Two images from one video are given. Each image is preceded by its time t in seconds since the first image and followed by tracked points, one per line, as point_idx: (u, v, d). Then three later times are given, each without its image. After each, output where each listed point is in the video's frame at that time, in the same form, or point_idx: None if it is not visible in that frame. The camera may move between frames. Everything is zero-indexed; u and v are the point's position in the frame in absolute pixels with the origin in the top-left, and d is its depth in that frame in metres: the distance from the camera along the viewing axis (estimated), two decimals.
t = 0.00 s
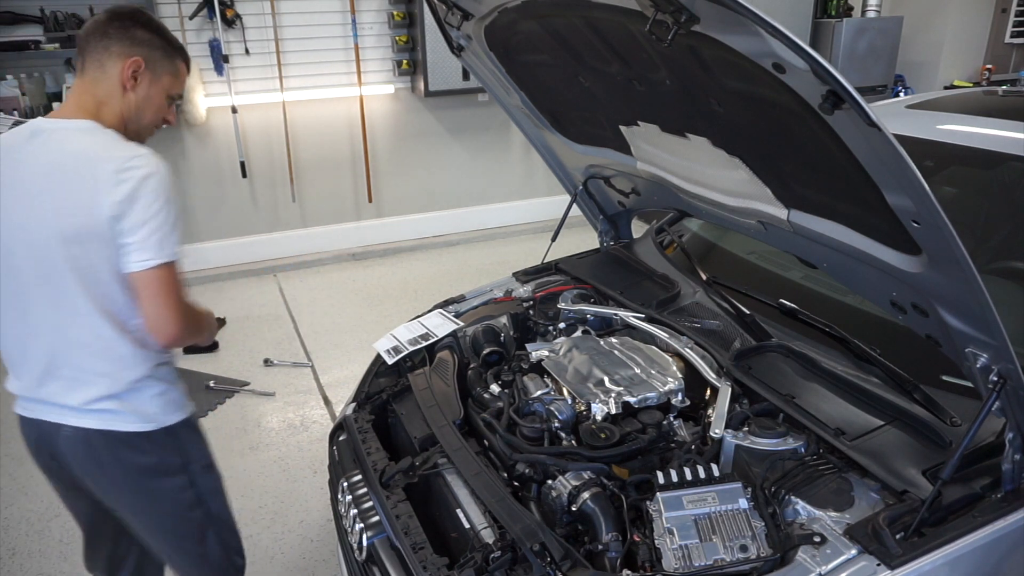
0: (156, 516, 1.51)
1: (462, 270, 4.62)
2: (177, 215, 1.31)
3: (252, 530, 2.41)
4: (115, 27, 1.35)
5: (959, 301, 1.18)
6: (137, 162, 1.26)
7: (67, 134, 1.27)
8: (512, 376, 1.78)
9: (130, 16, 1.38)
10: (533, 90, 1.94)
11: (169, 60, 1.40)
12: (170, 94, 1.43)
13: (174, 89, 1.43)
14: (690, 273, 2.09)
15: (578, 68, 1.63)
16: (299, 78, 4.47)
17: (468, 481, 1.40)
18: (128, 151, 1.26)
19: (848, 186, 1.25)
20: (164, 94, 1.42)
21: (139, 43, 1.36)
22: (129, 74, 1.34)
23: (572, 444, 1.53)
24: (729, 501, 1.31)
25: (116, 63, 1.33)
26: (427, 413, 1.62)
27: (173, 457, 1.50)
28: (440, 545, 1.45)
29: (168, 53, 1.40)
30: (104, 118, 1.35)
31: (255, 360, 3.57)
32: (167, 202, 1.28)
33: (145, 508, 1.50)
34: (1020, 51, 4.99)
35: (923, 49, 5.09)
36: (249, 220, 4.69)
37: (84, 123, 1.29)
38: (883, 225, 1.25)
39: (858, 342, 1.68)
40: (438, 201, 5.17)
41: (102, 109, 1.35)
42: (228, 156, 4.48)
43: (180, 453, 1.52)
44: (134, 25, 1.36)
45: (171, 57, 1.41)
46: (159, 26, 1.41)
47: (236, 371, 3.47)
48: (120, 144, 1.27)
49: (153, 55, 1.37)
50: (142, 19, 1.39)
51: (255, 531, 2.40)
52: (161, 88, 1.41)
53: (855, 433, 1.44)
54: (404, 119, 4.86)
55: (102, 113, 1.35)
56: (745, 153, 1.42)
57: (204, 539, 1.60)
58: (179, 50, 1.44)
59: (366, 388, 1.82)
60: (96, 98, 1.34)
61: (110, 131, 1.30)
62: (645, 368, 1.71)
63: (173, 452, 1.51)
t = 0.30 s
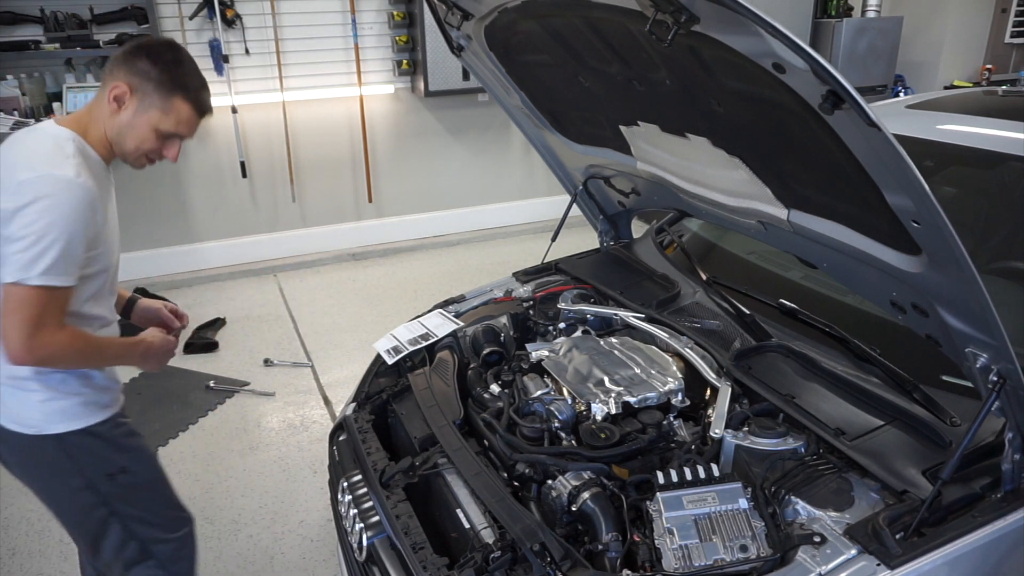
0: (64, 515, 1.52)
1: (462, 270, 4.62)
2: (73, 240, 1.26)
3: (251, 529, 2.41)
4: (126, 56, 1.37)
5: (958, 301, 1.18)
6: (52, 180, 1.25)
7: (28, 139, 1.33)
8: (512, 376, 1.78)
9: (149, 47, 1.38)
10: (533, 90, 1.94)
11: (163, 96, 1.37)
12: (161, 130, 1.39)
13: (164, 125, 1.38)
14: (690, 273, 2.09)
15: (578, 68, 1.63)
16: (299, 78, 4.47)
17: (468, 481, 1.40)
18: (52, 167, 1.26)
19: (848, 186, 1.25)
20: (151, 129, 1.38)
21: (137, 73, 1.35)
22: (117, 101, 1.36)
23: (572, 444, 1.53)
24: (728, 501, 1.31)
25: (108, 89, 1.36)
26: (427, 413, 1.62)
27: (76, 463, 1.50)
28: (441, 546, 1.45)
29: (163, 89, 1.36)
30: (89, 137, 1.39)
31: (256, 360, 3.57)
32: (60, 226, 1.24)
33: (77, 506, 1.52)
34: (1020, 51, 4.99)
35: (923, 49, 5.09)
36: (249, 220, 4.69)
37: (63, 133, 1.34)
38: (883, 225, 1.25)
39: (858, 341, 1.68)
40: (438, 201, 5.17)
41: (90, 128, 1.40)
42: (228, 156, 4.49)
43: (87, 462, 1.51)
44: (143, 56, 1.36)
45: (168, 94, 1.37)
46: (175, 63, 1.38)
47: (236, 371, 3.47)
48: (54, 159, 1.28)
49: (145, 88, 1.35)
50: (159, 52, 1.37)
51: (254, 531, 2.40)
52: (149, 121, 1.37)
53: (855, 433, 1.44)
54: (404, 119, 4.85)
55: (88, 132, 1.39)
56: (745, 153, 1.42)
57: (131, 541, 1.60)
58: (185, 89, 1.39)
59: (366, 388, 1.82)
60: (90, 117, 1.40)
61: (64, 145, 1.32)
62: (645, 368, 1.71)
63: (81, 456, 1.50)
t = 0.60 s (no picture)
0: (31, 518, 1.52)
1: (462, 270, 4.62)
2: (25, 281, 1.23)
3: (250, 530, 2.40)
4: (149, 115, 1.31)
5: (958, 301, 1.18)
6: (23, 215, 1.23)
7: (32, 167, 1.34)
8: (512, 376, 1.78)
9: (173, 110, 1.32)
10: (533, 90, 1.94)
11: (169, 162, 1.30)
12: (162, 195, 1.33)
13: (164, 190, 1.32)
14: (690, 273, 2.09)
15: (578, 68, 1.63)
16: (299, 78, 4.47)
17: (468, 481, 1.40)
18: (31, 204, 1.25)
19: (848, 187, 1.25)
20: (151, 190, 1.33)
21: (152, 135, 1.30)
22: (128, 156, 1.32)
23: (572, 444, 1.53)
24: (729, 501, 1.31)
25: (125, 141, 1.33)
26: (427, 413, 1.62)
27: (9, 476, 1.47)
28: (441, 546, 1.45)
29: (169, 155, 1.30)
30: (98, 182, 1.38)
31: (256, 360, 3.57)
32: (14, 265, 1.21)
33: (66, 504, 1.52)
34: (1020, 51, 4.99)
35: (923, 49, 5.09)
36: (249, 220, 4.69)
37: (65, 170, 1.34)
38: (883, 225, 1.25)
39: (858, 341, 1.68)
40: (438, 201, 5.17)
41: (105, 177, 1.38)
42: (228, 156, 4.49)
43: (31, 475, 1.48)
44: (160, 117, 1.30)
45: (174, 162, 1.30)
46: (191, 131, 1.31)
47: (237, 371, 3.47)
48: (36, 195, 1.27)
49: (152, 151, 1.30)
50: (177, 116, 1.30)
51: (254, 531, 2.40)
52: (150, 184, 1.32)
53: (855, 433, 1.44)
54: (404, 119, 4.86)
55: (99, 175, 1.38)
56: (745, 153, 1.42)
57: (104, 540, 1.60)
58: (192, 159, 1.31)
59: (366, 388, 1.82)
60: (108, 162, 1.38)
61: (57, 182, 1.31)
62: (645, 368, 1.71)
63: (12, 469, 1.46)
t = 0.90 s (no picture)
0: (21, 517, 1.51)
1: (462, 270, 4.61)
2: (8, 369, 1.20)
3: (249, 530, 2.40)
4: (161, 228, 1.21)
5: (959, 301, 1.18)
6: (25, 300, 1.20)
7: (48, 234, 1.31)
8: (512, 376, 1.78)
9: (187, 222, 1.21)
10: (533, 90, 1.94)
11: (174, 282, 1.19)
12: (165, 307, 1.24)
13: (166, 303, 1.23)
14: (690, 274, 2.09)
15: (578, 67, 1.63)
16: (299, 78, 4.47)
17: (468, 481, 1.40)
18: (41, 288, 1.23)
19: (848, 187, 1.25)
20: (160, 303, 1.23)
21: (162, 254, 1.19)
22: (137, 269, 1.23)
23: (572, 444, 1.53)
24: (729, 501, 1.31)
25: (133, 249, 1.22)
26: (427, 413, 1.62)
27: None
28: (441, 546, 1.45)
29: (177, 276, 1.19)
30: (106, 267, 1.32)
31: (256, 360, 3.57)
32: None
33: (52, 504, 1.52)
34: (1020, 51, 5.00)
35: (923, 49, 5.09)
36: (249, 220, 4.69)
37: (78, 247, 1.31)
38: (883, 225, 1.25)
39: (858, 342, 1.68)
40: (438, 201, 5.17)
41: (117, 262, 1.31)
42: (228, 156, 4.49)
43: None
44: (172, 229, 1.20)
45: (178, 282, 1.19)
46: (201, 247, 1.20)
47: (237, 371, 3.47)
48: (41, 276, 1.23)
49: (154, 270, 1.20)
50: (188, 230, 1.20)
51: (253, 531, 2.40)
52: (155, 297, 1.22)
53: (856, 433, 1.44)
54: (404, 119, 4.86)
55: (109, 259, 1.32)
56: (745, 153, 1.42)
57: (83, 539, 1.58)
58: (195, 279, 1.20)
59: (367, 388, 1.82)
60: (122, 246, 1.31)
61: (66, 261, 1.28)
62: (645, 368, 1.71)
63: None
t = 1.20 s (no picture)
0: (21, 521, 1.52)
1: (462, 271, 4.62)
2: None
3: (249, 530, 2.40)
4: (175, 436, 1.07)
5: (959, 301, 1.18)
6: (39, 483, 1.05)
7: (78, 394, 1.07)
8: (512, 376, 1.78)
9: (204, 432, 1.10)
10: (533, 90, 1.94)
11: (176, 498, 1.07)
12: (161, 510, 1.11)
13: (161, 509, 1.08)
14: (690, 273, 2.09)
15: (578, 67, 1.63)
16: (299, 78, 4.47)
17: (468, 481, 1.40)
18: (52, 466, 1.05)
19: (848, 186, 1.25)
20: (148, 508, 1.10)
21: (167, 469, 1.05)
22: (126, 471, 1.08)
23: (572, 444, 1.53)
24: (729, 501, 1.31)
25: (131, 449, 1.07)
26: (427, 413, 1.62)
27: None
28: (441, 546, 1.45)
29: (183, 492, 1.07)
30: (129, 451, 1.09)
31: (256, 360, 3.57)
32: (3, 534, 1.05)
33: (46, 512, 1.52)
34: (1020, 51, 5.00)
35: (923, 49, 5.10)
36: (249, 221, 4.69)
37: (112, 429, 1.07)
38: (883, 224, 1.25)
39: (858, 342, 1.68)
40: (438, 201, 5.17)
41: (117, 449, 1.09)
42: (228, 156, 4.48)
43: None
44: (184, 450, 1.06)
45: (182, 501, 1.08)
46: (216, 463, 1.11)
47: (237, 371, 3.47)
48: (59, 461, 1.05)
49: (161, 484, 1.05)
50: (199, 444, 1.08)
51: (253, 531, 2.40)
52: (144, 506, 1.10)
53: (856, 433, 1.44)
54: (404, 119, 4.86)
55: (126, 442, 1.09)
56: (745, 153, 1.43)
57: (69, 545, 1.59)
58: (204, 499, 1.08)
59: (367, 388, 1.82)
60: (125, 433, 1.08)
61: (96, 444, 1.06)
62: (645, 368, 1.71)
63: None
